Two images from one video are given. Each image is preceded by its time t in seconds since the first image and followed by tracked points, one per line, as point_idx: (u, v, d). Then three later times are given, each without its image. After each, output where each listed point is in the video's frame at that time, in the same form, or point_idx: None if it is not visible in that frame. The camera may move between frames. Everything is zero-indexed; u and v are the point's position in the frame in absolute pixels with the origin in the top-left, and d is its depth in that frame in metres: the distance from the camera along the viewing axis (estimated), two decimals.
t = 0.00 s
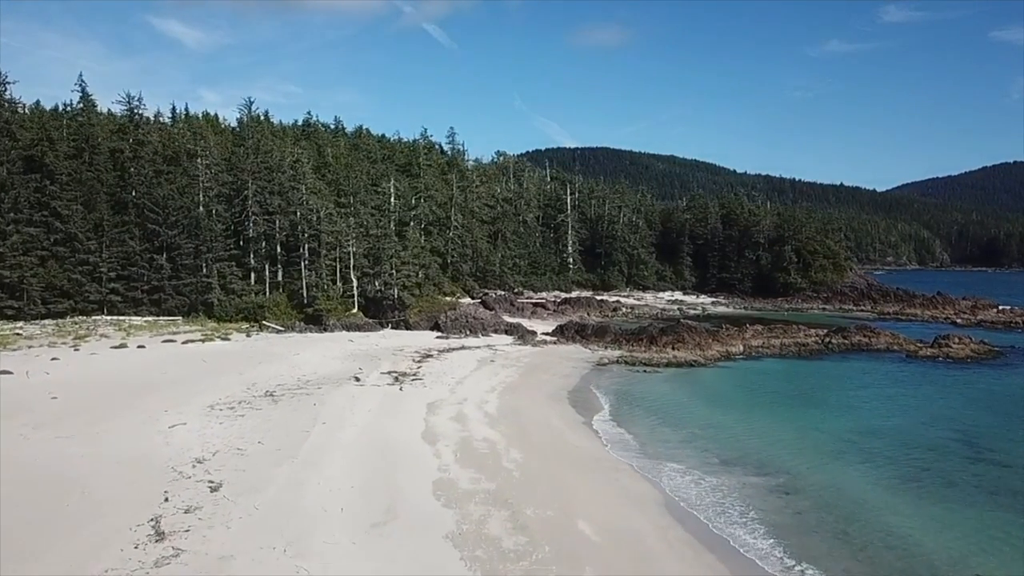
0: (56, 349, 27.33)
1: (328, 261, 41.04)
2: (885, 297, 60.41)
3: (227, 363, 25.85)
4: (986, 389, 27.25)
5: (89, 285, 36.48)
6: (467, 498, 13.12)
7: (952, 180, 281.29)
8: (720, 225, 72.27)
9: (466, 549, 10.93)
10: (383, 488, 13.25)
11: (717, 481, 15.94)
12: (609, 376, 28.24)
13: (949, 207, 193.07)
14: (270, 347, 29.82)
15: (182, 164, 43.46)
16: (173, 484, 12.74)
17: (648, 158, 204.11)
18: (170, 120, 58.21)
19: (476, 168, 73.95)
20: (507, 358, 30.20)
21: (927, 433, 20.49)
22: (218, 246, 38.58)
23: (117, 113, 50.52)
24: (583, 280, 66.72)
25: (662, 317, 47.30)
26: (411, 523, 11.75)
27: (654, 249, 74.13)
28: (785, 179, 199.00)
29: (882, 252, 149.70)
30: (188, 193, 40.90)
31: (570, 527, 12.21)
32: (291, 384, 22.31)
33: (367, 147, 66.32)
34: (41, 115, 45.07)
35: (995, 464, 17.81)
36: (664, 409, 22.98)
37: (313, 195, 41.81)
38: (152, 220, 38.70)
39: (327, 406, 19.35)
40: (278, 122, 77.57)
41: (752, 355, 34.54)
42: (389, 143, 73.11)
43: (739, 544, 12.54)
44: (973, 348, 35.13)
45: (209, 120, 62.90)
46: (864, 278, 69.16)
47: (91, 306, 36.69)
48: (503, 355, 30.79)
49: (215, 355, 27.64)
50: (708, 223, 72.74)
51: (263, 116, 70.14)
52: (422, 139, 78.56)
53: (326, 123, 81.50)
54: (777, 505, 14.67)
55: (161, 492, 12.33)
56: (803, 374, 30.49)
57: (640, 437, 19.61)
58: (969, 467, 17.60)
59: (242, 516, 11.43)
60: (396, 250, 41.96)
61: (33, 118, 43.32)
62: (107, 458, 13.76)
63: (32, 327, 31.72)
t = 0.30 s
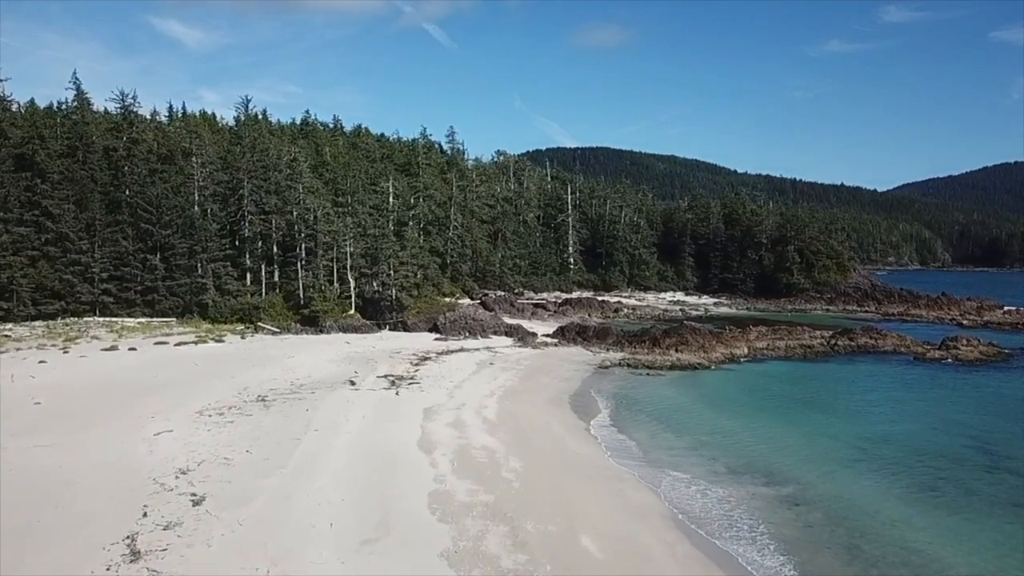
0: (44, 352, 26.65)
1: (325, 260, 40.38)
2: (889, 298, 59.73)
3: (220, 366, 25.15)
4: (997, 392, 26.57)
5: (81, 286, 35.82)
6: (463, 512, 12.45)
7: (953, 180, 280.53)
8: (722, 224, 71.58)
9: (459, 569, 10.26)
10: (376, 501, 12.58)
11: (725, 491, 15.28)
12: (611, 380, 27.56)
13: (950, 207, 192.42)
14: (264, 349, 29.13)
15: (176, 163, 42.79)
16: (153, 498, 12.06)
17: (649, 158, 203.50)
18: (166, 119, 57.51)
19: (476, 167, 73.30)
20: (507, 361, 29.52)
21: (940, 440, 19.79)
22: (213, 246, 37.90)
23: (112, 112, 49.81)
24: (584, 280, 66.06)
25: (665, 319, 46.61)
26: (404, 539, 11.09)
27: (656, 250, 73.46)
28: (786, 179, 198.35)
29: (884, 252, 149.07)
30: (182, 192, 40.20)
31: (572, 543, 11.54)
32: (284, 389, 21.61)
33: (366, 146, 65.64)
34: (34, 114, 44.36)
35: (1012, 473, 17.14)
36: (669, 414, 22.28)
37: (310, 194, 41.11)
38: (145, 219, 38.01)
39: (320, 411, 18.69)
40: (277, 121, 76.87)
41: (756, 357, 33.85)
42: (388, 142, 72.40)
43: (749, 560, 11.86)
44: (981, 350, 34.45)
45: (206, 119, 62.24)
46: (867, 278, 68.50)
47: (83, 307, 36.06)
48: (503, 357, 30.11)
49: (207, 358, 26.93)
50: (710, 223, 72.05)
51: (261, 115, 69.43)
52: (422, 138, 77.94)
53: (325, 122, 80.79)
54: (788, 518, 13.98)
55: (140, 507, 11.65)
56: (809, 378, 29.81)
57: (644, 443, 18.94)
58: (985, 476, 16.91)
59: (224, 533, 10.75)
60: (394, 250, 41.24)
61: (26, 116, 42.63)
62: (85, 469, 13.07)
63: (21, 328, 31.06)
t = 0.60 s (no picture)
0: (32, 354, 26.01)
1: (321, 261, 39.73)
2: (893, 299, 59.08)
3: (211, 369, 24.49)
4: (1010, 397, 25.91)
5: (72, 287, 35.18)
6: (459, 527, 11.78)
7: (954, 180, 279.83)
8: (724, 224, 70.93)
9: None
10: (368, 515, 11.92)
11: (734, 502, 14.62)
12: (614, 383, 26.90)
13: (952, 207, 191.70)
14: (259, 352, 28.47)
15: (171, 161, 42.11)
16: (131, 512, 11.39)
17: (649, 158, 202.83)
18: (163, 117, 56.86)
19: (476, 166, 72.66)
20: (507, 363, 28.87)
21: (954, 448, 19.14)
22: (208, 245, 37.27)
23: (107, 110, 49.18)
24: (585, 280, 65.45)
25: (667, 319, 45.96)
26: (396, 557, 10.42)
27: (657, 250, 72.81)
28: (787, 179, 197.63)
29: (885, 252, 148.39)
30: (177, 191, 39.53)
31: (574, 561, 10.89)
32: (276, 393, 20.96)
33: (365, 145, 65.02)
34: (28, 112, 43.75)
35: None
36: (673, 420, 21.62)
37: (307, 193, 40.45)
38: (138, 219, 37.36)
39: (312, 417, 18.01)
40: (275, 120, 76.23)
41: (761, 359, 33.20)
42: (387, 141, 71.72)
43: None
44: (991, 353, 33.78)
45: (204, 118, 61.61)
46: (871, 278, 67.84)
47: (75, 308, 35.44)
48: (503, 360, 29.46)
49: (199, 361, 26.28)
50: (712, 223, 71.36)
51: (259, 114, 68.79)
52: (422, 137, 77.33)
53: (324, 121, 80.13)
54: (801, 532, 13.33)
55: (117, 522, 10.97)
56: (816, 381, 29.15)
57: (647, 451, 18.28)
58: (1003, 487, 16.26)
59: (203, 552, 10.09)
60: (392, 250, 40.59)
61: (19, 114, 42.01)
62: (62, 477, 12.41)
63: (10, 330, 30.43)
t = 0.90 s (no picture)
0: (19, 357, 25.32)
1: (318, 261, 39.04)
2: (898, 300, 58.38)
3: (202, 373, 23.79)
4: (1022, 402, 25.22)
5: (64, 287, 34.52)
6: (455, 545, 11.10)
7: (955, 180, 279.10)
8: (726, 224, 70.26)
9: None
10: (358, 532, 11.24)
11: (744, 516, 13.93)
12: (615, 387, 26.20)
13: (953, 207, 191.01)
14: (252, 354, 27.78)
15: (166, 160, 41.46)
16: (107, 529, 10.72)
17: (650, 158, 202.18)
18: (159, 116, 56.22)
19: (475, 166, 72.01)
20: (506, 367, 28.17)
21: (969, 457, 18.45)
22: (202, 245, 36.60)
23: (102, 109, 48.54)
24: (586, 281, 64.83)
25: (669, 321, 45.28)
26: None
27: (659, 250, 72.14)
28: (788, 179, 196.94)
29: (887, 253, 147.68)
30: (170, 190, 38.84)
31: None
32: (268, 399, 20.26)
33: (364, 144, 64.38)
34: (21, 110, 43.13)
35: None
36: (678, 426, 20.92)
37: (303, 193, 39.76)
38: (131, 218, 36.69)
39: (304, 424, 17.33)
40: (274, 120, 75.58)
41: (766, 362, 32.49)
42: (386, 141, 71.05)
43: None
44: (1000, 355, 33.06)
45: (201, 117, 61.00)
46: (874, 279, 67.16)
47: (66, 309, 34.79)
48: (502, 363, 28.77)
49: (190, 364, 25.58)
50: (714, 223, 70.74)
51: (257, 113, 68.15)
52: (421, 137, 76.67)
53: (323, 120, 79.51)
54: (813, 548, 12.64)
55: (90, 541, 10.30)
56: (823, 384, 28.45)
57: (651, 459, 17.58)
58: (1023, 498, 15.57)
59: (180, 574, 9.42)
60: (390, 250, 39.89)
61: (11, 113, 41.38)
62: (32, 486, 11.70)
63: None
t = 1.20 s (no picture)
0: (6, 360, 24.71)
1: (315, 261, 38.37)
2: (902, 301, 57.68)
3: (193, 376, 23.14)
4: None
5: (55, 288, 33.92)
6: (450, 563, 10.46)
7: (957, 180, 278.27)
8: (728, 224, 69.59)
9: None
10: (347, 550, 10.60)
11: (753, 529, 13.28)
12: (618, 391, 25.53)
13: (955, 208, 190.17)
14: (246, 357, 27.13)
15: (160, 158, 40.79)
16: (80, 547, 10.09)
17: (651, 158, 201.39)
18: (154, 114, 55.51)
19: (475, 165, 71.32)
20: (506, 370, 27.52)
21: (985, 465, 17.80)
22: (196, 245, 35.99)
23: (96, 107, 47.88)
24: (586, 282, 64.25)
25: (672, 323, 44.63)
26: None
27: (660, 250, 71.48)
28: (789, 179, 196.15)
29: (888, 253, 146.88)
30: (164, 189, 38.19)
31: None
32: (259, 404, 19.60)
33: (363, 143, 63.72)
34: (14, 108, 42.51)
35: None
36: (683, 432, 20.26)
37: (299, 192, 39.12)
38: (124, 217, 36.06)
39: (295, 432, 16.66)
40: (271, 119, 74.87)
41: (771, 365, 31.81)
42: (385, 140, 70.34)
43: None
44: (1010, 358, 32.37)
45: (198, 115, 60.31)
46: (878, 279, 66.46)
47: (58, 311, 34.20)
48: (502, 366, 28.10)
49: (181, 367, 24.91)
50: (716, 223, 70.07)
51: (254, 112, 67.46)
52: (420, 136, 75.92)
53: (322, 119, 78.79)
54: (828, 565, 12.01)
55: (59, 561, 9.67)
56: (830, 388, 27.78)
57: (656, 468, 16.92)
58: None
59: None
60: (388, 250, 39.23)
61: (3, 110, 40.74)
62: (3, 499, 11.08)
63: None
